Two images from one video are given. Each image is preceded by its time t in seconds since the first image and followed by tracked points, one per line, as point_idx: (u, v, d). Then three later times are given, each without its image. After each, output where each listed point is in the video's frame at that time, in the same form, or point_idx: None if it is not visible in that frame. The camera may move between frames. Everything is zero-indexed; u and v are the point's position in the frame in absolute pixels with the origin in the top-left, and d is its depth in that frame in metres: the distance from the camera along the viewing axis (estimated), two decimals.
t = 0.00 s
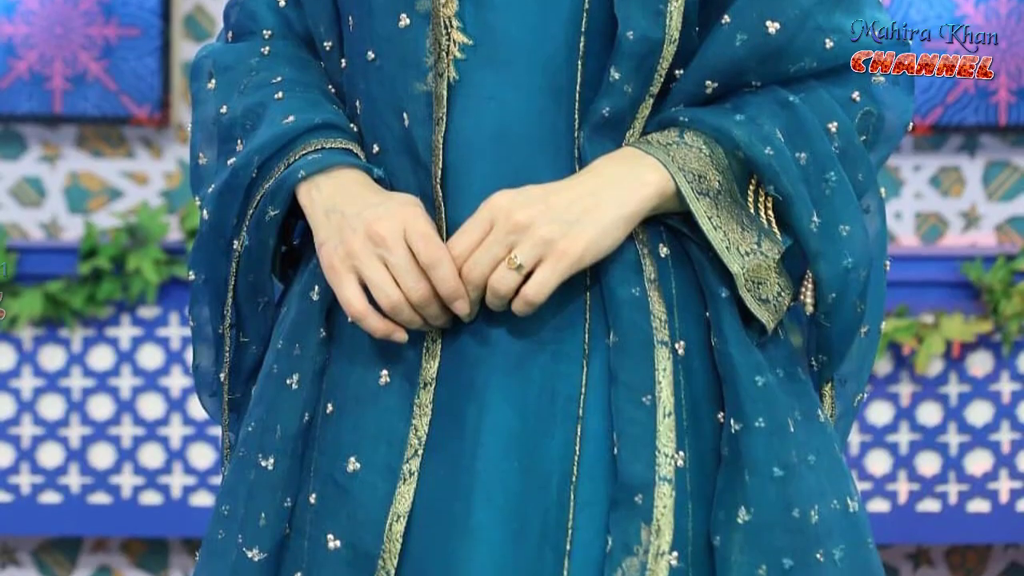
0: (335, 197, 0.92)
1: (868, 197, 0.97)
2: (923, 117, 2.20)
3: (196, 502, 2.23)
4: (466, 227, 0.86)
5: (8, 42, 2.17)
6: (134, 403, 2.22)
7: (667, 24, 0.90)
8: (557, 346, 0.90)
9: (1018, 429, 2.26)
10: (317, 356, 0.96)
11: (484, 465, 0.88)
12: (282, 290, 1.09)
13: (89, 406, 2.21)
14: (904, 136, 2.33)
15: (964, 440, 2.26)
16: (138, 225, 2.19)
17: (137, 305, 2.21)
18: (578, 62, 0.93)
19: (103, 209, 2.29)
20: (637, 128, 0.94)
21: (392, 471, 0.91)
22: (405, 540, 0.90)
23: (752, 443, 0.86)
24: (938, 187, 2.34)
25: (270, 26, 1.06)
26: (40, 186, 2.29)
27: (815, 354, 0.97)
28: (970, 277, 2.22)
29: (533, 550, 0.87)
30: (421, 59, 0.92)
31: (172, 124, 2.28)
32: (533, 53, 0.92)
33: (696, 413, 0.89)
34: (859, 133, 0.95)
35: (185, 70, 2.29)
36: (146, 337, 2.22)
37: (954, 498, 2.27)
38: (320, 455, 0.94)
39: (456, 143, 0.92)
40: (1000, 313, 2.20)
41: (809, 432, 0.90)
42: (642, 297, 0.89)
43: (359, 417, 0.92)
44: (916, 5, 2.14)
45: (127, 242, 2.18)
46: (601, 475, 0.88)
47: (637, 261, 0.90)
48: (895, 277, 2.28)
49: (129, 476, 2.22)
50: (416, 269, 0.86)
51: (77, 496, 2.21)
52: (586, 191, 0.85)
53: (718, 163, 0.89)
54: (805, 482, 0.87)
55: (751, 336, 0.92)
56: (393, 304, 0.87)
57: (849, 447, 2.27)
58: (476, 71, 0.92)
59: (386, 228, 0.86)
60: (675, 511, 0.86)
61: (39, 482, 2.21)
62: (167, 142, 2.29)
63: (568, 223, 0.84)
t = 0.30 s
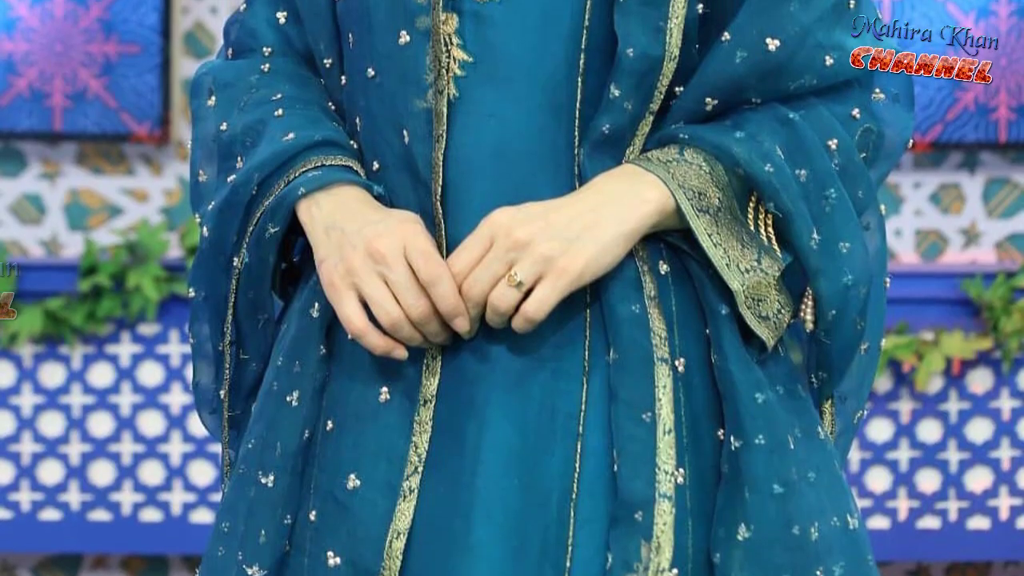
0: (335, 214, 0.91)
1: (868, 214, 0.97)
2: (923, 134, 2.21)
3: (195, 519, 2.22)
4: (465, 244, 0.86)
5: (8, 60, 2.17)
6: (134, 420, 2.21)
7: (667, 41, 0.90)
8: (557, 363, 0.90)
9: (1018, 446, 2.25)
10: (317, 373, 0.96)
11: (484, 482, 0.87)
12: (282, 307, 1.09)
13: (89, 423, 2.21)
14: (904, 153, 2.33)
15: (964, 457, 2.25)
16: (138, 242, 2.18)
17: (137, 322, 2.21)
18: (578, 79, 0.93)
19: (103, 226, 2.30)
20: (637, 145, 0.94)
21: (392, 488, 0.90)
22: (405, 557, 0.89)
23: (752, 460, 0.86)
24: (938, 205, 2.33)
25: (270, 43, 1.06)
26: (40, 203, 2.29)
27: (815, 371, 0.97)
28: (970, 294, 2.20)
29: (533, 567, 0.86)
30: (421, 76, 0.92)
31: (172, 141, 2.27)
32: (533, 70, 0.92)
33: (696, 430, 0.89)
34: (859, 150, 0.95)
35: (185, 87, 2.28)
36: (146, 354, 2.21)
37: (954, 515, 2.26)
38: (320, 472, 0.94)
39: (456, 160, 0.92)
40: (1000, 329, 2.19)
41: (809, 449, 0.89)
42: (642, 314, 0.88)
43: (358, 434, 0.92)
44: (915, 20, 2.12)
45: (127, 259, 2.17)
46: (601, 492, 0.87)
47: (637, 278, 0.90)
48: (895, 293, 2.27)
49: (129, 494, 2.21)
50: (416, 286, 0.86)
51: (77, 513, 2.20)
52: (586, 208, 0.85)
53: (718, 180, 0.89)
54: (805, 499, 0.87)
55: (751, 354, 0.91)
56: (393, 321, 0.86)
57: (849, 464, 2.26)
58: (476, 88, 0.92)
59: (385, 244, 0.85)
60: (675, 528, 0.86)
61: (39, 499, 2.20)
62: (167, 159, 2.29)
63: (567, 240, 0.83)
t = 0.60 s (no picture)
0: (334, 234, 0.91)
1: (868, 234, 0.97)
2: (923, 155, 2.20)
3: (195, 540, 2.20)
4: (465, 264, 0.86)
5: (8, 80, 2.18)
6: (134, 441, 2.20)
7: (667, 61, 0.90)
8: (557, 384, 0.89)
9: (1018, 466, 2.24)
10: (316, 393, 0.96)
11: (484, 502, 0.86)
12: (282, 327, 1.08)
13: (89, 444, 2.20)
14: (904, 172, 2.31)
15: (964, 477, 2.24)
16: (138, 262, 2.15)
17: (137, 342, 2.19)
18: (578, 100, 0.93)
19: (103, 246, 2.28)
20: (637, 165, 0.93)
21: (392, 508, 0.90)
22: None
23: (752, 480, 0.85)
24: (938, 225, 2.30)
25: (270, 64, 1.06)
26: (40, 224, 2.28)
27: (814, 392, 0.96)
28: (970, 314, 2.18)
29: None
30: (421, 96, 0.91)
31: (172, 161, 2.26)
32: (532, 91, 0.92)
33: (696, 450, 0.88)
34: (859, 170, 0.94)
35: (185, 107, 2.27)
36: (146, 375, 2.20)
37: (954, 535, 2.24)
38: (320, 492, 0.93)
39: (456, 180, 0.92)
40: (1001, 350, 2.16)
41: (808, 469, 0.88)
42: (642, 335, 0.88)
43: (358, 454, 0.92)
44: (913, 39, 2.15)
45: (126, 280, 2.15)
46: (601, 513, 0.87)
47: (637, 298, 0.89)
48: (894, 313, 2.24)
49: (129, 514, 2.20)
50: (416, 306, 0.85)
51: (76, 533, 2.19)
52: (585, 228, 0.85)
53: (718, 201, 0.88)
54: (805, 520, 0.86)
55: (750, 374, 0.91)
56: (392, 342, 0.86)
57: (848, 484, 2.25)
58: (475, 108, 0.92)
59: (385, 265, 0.85)
60: (674, 549, 0.85)
61: (38, 519, 2.19)
62: (167, 180, 2.27)
63: (567, 260, 0.83)
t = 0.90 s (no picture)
0: (334, 258, 0.91)
1: (868, 258, 0.96)
2: (923, 178, 2.12)
3: (195, 563, 2.19)
4: (465, 287, 0.86)
5: (8, 104, 2.11)
6: (134, 465, 2.19)
7: (667, 84, 0.90)
8: (557, 408, 0.89)
9: (1019, 490, 2.21)
10: (317, 417, 0.95)
11: (484, 526, 0.86)
12: (282, 351, 1.08)
13: (89, 467, 2.19)
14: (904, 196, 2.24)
15: (963, 501, 2.21)
16: (138, 285, 2.12)
17: (137, 366, 2.17)
18: (578, 123, 0.93)
19: (103, 270, 2.21)
20: (637, 189, 0.93)
21: (392, 532, 0.89)
22: None
23: (752, 505, 0.85)
24: (938, 249, 2.23)
25: (270, 87, 1.07)
26: (40, 247, 2.21)
27: (815, 416, 0.95)
28: (970, 337, 2.14)
29: None
30: (421, 120, 0.91)
31: (172, 185, 2.19)
32: (533, 114, 0.92)
33: (696, 474, 0.88)
34: (859, 194, 0.94)
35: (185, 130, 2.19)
36: (146, 399, 2.19)
37: (954, 559, 2.22)
38: (320, 516, 0.93)
39: (456, 204, 0.93)
40: (1000, 374, 2.14)
41: (809, 492, 0.88)
42: (642, 358, 0.87)
43: (358, 477, 0.91)
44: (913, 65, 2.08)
45: (126, 303, 2.12)
46: (601, 537, 0.86)
47: (637, 321, 0.88)
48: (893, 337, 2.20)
49: (129, 538, 2.19)
50: (416, 329, 0.85)
51: (76, 557, 2.18)
52: (586, 252, 0.84)
53: (718, 225, 0.88)
54: (806, 544, 0.85)
55: (750, 399, 0.90)
56: (392, 365, 0.86)
57: (848, 508, 2.22)
58: (476, 133, 0.92)
59: (385, 288, 0.85)
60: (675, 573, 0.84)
61: (39, 543, 2.18)
62: (167, 204, 2.21)
63: (567, 284, 0.83)
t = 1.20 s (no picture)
0: (335, 285, 0.91)
1: (868, 284, 0.96)
2: (923, 206, 2.07)
3: None
4: (465, 314, 0.85)
5: (7, 131, 2.06)
6: (134, 492, 2.17)
7: (667, 112, 0.90)
8: (557, 435, 0.88)
9: (1019, 517, 2.18)
10: (317, 444, 0.94)
11: (484, 553, 0.85)
12: (282, 378, 1.07)
13: (89, 494, 2.17)
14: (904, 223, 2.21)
15: (964, 528, 2.19)
16: (138, 312, 2.09)
17: (137, 394, 2.15)
18: (578, 150, 0.93)
19: (103, 297, 2.15)
20: (637, 217, 0.93)
21: (392, 559, 0.88)
22: None
23: (752, 532, 0.84)
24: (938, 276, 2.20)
25: (270, 115, 1.07)
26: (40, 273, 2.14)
27: (814, 443, 0.94)
28: (970, 364, 2.12)
29: None
30: (421, 147, 0.91)
31: (172, 213, 2.14)
32: (532, 142, 0.92)
33: (696, 501, 0.87)
34: (859, 221, 0.94)
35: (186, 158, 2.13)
36: (146, 426, 2.17)
37: None
38: (319, 543, 0.92)
39: (456, 231, 0.92)
40: (1000, 402, 2.11)
41: (809, 519, 0.87)
42: (642, 386, 0.87)
43: (358, 504, 0.90)
44: (915, 93, 2.04)
45: (127, 330, 2.09)
46: (601, 564, 0.85)
47: (637, 348, 0.88)
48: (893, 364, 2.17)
49: (129, 565, 2.17)
50: (416, 356, 0.85)
51: None
52: (585, 278, 0.84)
53: (718, 252, 0.88)
54: (806, 571, 0.84)
55: (750, 425, 0.89)
56: (393, 392, 0.85)
57: (847, 535, 2.19)
58: (476, 160, 0.93)
59: (385, 315, 0.85)
60: None
61: (38, 570, 2.17)
62: (167, 231, 2.15)
63: (567, 311, 0.82)
